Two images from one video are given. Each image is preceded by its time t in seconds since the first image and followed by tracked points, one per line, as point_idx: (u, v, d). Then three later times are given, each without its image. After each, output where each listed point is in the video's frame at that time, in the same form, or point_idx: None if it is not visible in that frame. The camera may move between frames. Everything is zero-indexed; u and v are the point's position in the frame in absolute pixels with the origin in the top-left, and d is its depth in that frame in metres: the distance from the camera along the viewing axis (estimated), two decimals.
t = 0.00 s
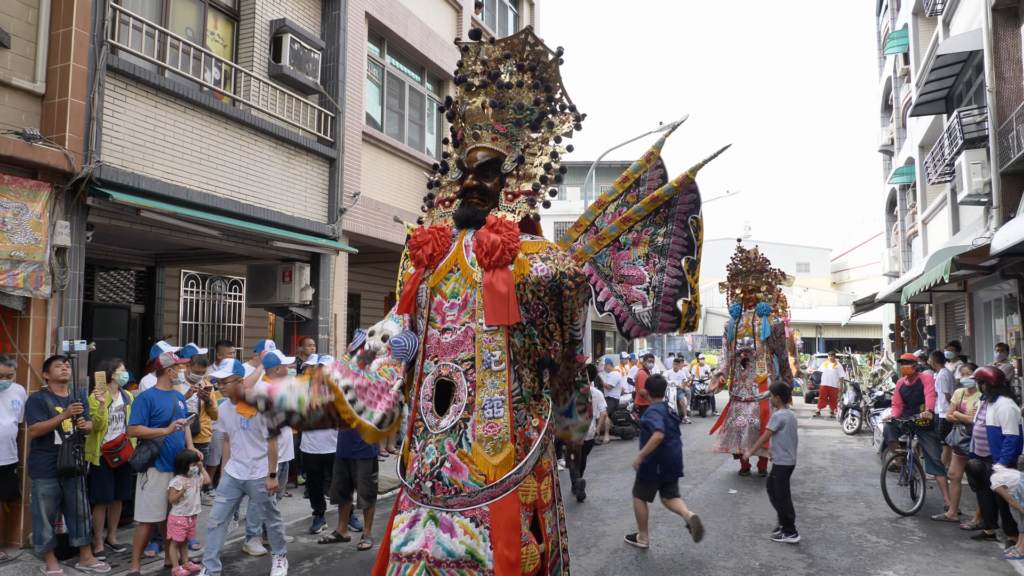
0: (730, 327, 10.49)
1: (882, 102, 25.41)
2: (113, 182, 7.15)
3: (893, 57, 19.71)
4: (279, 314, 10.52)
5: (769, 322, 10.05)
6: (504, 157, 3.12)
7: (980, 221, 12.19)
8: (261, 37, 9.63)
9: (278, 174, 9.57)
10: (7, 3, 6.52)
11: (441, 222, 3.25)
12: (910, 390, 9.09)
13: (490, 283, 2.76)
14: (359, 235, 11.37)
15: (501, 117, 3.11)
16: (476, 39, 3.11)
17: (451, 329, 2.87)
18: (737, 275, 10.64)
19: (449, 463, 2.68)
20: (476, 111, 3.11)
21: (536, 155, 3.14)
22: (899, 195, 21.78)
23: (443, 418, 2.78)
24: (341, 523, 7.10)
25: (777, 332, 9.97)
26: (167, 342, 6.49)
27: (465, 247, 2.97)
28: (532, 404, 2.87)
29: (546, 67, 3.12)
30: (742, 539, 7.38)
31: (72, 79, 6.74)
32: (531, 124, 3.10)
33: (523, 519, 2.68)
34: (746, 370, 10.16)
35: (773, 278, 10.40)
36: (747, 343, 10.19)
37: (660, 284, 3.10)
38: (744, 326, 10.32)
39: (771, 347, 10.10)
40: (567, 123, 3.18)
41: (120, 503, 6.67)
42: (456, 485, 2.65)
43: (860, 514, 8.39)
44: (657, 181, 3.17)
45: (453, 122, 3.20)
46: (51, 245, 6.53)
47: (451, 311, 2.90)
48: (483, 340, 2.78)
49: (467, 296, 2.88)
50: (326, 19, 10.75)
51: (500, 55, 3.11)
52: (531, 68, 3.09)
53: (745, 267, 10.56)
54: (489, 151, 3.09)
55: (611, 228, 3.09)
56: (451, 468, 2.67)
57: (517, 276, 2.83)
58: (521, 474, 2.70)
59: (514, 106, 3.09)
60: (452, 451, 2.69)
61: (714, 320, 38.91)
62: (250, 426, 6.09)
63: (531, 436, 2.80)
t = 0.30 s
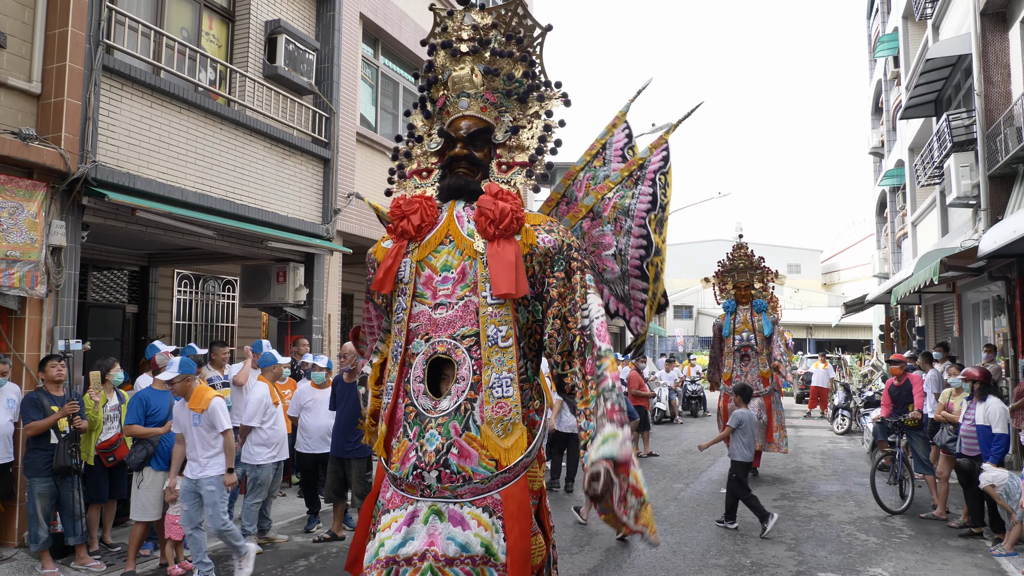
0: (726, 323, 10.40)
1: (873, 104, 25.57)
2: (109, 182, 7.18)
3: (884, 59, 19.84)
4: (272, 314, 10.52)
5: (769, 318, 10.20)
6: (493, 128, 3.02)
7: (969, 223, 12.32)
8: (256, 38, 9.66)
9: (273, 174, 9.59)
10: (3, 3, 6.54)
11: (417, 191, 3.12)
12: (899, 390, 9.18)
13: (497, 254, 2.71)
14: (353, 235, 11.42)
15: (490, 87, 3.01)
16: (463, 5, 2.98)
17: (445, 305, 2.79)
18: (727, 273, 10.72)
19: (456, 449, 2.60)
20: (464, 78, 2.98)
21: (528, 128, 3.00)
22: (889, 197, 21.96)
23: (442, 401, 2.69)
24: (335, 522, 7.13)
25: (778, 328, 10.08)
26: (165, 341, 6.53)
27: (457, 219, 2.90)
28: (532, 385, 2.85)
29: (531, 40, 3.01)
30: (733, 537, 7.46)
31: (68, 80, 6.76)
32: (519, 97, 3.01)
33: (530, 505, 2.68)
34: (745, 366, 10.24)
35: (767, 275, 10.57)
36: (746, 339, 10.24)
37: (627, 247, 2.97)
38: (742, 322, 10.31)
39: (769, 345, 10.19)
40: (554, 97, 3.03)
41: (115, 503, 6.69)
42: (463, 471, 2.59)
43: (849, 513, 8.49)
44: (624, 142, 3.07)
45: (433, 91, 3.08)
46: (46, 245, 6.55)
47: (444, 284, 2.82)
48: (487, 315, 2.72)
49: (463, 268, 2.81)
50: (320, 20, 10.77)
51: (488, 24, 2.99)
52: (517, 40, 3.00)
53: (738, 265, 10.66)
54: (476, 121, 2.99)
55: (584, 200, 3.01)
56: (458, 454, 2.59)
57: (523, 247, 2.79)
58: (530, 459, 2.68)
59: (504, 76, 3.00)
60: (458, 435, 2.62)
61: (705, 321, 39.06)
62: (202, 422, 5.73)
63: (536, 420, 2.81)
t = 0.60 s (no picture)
0: (711, 323, 10.50)
1: (857, 106, 25.77)
2: (93, 181, 7.14)
3: (868, 61, 20.02)
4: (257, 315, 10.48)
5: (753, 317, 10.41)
6: (466, 113, 3.04)
7: (950, 224, 12.46)
8: (242, 37, 9.64)
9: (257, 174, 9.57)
10: None
11: (381, 177, 3.12)
12: (880, 388, 9.29)
13: (483, 248, 2.70)
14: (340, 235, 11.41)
15: (464, 69, 3.03)
16: None
17: (422, 302, 2.74)
18: (710, 273, 10.80)
19: (443, 459, 2.58)
20: (437, 58, 2.99)
21: (502, 116, 3.10)
22: (873, 198, 22.16)
23: (425, 407, 2.66)
24: (320, 522, 7.12)
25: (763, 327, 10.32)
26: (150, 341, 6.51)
27: (431, 210, 2.87)
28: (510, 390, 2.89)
29: (503, 24, 3.14)
30: (717, 535, 7.54)
31: (51, 78, 6.74)
32: (491, 83, 3.05)
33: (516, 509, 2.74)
34: (733, 364, 10.19)
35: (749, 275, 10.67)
36: (732, 338, 10.32)
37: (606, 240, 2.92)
38: (727, 321, 10.44)
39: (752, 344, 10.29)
40: (524, 87, 3.15)
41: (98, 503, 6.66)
42: (451, 482, 2.57)
43: (832, 510, 8.59)
44: (584, 143, 3.13)
45: (399, 70, 3.08)
46: (29, 245, 6.51)
47: (421, 280, 2.76)
48: (470, 313, 2.72)
49: (442, 263, 2.77)
50: (306, 19, 10.75)
51: (461, 4, 3.09)
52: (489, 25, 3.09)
53: (723, 266, 10.74)
54: (447, 105, 3.01)
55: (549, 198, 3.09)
56: (446, 465, 2.58)
57: (507, 242, 2.81)
58: (515, 466, 2.73)
59: (477, 60, 3.03)
60: (445, 444, 2.60)
61: (692, 321, 39.25)
62: (142, 428, 5.25)
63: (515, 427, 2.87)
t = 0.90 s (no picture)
0: (696, 325, 10.49)
1: (845, 105, 25.95)
2: (77, 181, 7.14)
3: (856, 61, 20.16)
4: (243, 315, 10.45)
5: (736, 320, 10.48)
6: (419, 113, 2.76)
7: (935, 223, 12.56)
8: (228, 36, 9.62)
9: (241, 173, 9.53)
10: None
11: (321, 178, 2.74)
12: (866, 386, 9.33)
13: (445, 262, 2.42)
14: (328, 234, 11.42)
15: (420, 65, 2.76)
16: None
17: (375, 319, 2.42)
18: (695, 275, 10.81)
19: (400, 493, 2.27)
20: (390, 50, 2.71)
21: (458, 118, 2.83)
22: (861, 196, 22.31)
23: (379, 437, 2.33)
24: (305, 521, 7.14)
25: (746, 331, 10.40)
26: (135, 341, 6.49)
27: (384, 217, 2.54)
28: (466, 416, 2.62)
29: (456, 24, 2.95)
30: (702, 533, 7.57)
31: (33, 78, 6.78)
32: (445, 82, 2.80)
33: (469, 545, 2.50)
34: (715, 368, 10.32)
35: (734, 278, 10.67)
36: (716, 341, 10.35)
37: (563, 269, 2.82)
38: (711, 325, 10.45)
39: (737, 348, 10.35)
40: (478, 89, 2.90)
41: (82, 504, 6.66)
42: (409, 520, 2.26)
43: (817, 508, 8.63)
44: (550, 155, 2.98)
45: (344, 58, 2.74)
46: (11, 245, 6.50)
47: (373, 294, 2.44)
48: (429, 332, 2.43)
49: (397, 277, 2.46)
50: (293, 19, 10.76)
51: None
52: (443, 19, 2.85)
53: (708, 269, 10.76)
54: (398, 102, 2.72)
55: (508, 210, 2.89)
56: (403, 499, 2.27)
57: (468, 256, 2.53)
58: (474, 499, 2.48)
59: (433, 58, 2.77)
60: (402, 477, 2.29)
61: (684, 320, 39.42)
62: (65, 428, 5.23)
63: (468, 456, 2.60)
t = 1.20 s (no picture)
0: (675, 320, 10.63)
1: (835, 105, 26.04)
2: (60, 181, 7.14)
3: (845, 60, 20.24)
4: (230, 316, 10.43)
5: (717, 317, 10.43)
6: (348, 65, 2.54)
7: (921, 221, 12.63)
8: (214, 35, 9.62)
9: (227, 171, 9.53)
10: None
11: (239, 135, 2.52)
12: (851, 384, 9.35)
13: (352, 222, 2.22)
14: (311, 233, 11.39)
15: (349, 13, 2.56)
16: None
17: (270, 283, 2.20)
18: (681, 269, 10.73)
19: (277, 476, 2.03)
20: None
21: (391, 73, 2.63)
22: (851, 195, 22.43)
23: (260, 413, 2.10)
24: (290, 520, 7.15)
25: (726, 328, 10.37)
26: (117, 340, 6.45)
27: (293, 172, 2.33)
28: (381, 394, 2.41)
29: None
30: (685, 530, 7.59)
31: (15, 78, 6.83)
32: (382, 34, 2.61)
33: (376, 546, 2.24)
34: (691, 364, 10.35)
35: (720, 272, 10.60)
36: (693, 337, 10.44)
37: (512, 246, 2.90)
38: (690, 320, 10.54)
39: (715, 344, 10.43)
40: (425, 42, 2.70)
41: (65, 503, 6.65)
42: (289, 508, 2.03)
43: (800, 505, 8.67)
44: (492, 129, 2.92)
45: (271, 11, 2.54)
46: None
47: (272, 256, 2.23)
48: (328, 299, 2.21)
49: (299, 238, 2.25)
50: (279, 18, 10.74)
51: None
52: None
53: (690, 263, 10.65)
54: (324, 52, 2.49)
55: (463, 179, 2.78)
56: (281, 485, 2.03)
57: (383, 217, 2.34)
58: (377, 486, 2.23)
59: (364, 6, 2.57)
60: (281, 460, 2.04)
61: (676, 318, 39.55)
62: None
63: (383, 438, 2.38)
